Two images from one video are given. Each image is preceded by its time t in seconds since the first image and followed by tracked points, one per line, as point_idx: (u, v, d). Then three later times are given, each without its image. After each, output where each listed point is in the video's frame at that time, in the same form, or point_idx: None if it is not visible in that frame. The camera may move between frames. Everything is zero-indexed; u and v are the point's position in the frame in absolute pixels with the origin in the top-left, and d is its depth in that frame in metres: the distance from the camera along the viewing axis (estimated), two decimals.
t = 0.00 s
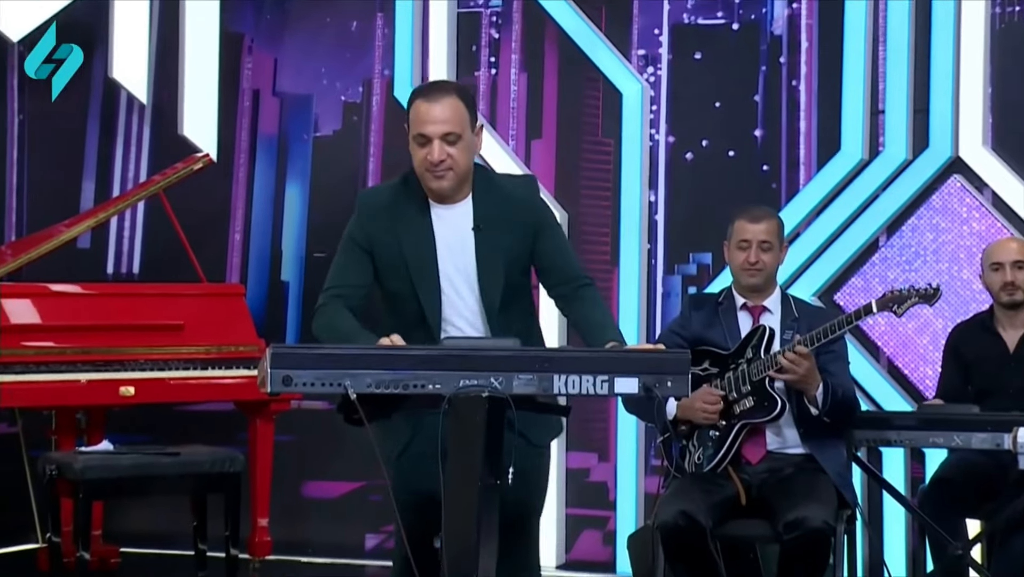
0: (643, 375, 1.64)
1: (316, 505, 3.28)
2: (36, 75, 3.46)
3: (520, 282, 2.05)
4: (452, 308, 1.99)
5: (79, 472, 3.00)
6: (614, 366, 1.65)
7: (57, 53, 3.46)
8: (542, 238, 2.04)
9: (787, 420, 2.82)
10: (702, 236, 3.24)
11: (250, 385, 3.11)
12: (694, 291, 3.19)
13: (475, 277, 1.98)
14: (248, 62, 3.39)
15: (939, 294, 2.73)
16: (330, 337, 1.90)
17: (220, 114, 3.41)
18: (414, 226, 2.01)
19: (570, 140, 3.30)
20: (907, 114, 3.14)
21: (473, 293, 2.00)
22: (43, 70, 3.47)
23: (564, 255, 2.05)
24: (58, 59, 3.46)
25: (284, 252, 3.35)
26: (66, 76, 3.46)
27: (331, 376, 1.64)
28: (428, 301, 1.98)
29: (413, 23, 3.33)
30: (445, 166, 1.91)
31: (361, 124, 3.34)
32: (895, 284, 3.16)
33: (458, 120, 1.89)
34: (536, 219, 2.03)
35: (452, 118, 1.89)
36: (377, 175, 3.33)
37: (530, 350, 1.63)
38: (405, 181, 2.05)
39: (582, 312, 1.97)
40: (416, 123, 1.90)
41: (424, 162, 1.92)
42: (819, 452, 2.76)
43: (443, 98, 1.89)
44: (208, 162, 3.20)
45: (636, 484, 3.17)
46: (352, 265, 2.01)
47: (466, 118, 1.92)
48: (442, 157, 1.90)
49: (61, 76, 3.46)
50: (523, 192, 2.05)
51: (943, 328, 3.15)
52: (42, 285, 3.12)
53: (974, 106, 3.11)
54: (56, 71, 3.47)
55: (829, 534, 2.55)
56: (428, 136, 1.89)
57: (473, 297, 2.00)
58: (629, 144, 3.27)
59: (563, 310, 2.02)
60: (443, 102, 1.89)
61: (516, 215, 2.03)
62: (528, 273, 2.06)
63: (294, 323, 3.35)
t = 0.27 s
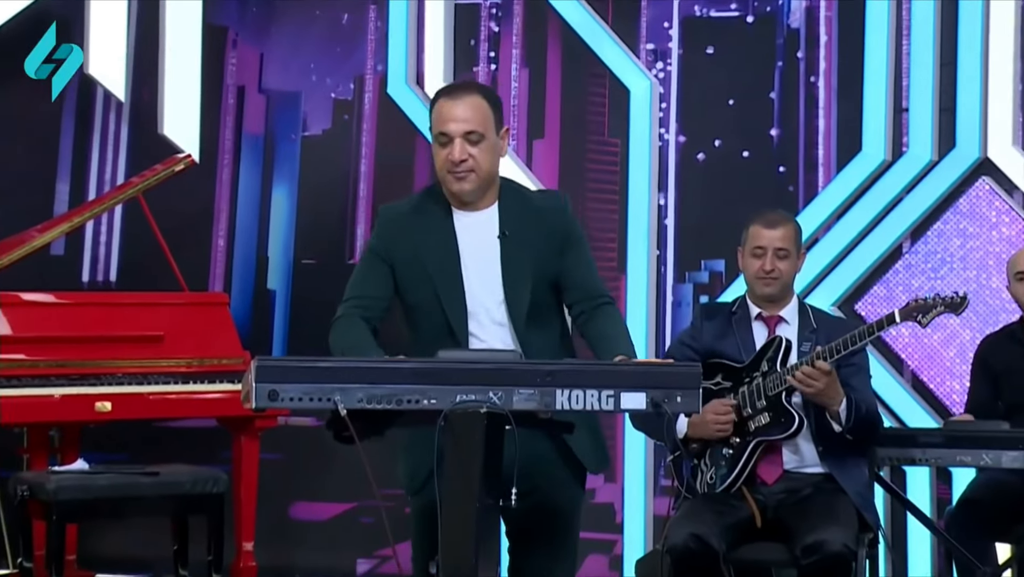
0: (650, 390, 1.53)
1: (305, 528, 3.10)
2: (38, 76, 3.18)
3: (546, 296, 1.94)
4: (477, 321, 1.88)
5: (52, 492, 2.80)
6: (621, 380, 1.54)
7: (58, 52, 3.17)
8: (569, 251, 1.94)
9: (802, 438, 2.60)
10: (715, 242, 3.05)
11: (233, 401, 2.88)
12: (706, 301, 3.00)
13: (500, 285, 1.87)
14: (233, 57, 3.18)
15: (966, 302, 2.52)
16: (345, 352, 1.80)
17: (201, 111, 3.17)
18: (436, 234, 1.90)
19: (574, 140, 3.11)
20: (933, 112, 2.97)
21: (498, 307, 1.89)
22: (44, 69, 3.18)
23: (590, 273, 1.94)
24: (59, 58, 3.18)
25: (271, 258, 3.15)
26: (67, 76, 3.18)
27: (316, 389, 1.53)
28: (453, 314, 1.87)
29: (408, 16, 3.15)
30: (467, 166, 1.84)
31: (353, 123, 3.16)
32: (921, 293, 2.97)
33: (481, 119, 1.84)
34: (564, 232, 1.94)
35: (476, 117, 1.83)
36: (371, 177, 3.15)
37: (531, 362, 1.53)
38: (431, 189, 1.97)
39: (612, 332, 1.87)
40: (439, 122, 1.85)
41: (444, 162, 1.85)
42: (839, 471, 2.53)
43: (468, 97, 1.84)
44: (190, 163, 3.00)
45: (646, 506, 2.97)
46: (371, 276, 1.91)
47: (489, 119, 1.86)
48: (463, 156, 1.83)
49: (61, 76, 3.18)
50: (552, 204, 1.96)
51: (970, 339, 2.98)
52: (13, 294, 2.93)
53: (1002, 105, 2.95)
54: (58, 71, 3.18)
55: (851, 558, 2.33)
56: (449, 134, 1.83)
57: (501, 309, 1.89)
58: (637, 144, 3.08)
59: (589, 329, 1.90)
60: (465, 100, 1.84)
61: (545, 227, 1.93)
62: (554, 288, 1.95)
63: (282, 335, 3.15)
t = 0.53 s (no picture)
0: (658, 402, 1.49)
1: (295, 548, 2.95)
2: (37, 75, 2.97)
3: (560, 301, 1.84)
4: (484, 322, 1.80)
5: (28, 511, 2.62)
6: (627, 393, 1.50)
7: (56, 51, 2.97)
8: (588, 255, 1.84)
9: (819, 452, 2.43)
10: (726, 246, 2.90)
11: (221, 414, 2.72)
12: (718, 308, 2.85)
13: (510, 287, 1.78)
14: (219, 51, 3.02)
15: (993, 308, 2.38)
16: (346, 350, 1.72)
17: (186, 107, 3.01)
18: (448, 232, 1.82)
19: (578, 138, 2.95)
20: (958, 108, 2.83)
21: (509, 310, 1.80)
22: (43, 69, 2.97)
23: (610, 281, 1.84)
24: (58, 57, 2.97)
25: (258, 263, 2.99)
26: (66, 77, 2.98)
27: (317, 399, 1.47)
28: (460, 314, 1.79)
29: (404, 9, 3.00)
30: (481, 167, 1.75)
31: (345, 121, 3.01)
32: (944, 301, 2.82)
33: (500, 119, 1.74)
34: (584, 233, 1.84)
35: (494, 116, 1.74)
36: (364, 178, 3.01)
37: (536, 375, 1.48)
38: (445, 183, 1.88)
39: (629, 343, 1.77)
40: (455, 120, 1.75)
41: (458, 161, 1.76)
42: (858, 486, 2.38)
43: (487, 94, 1.75)
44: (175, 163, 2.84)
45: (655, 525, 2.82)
46: (379, 269, 1.83)
47: (508, 118, 1.77)
48: (478, 156, 1.74)
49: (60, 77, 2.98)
50: (573, 204, 1.87)
51: (995, 348, 2.83)
52: None
53: None
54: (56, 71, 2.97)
55: None
56: (465, 132, 1.74)
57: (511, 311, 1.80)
58: (644, 143, 2.92)
59: (606, 340, 1.81)
60: (484, 97, 1.74)
61: (562, 229, 1.84)
62: (568, 293, 1.85)
63: (270, 344, 2.99)
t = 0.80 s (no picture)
0: (669, 418, 1.34)
1: (282, 572, 2.79)
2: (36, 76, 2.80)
3: (568, 322, 1.74)
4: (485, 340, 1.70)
5: None
6: (635, 408, 1.35)
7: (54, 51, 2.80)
8: (599, 275, 1.73)
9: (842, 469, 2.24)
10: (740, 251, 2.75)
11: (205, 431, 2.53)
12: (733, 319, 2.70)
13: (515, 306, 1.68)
14: (202, 46, 2.84)
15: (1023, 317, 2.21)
16: (342, 361, 1.59)
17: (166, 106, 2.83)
18: (452, 246, 1.73)
19: (584, 137, 2.78)
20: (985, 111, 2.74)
21: (511, 330, 1.70)
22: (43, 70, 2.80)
23: (623, 303, 1.73)
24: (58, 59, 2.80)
25: (245, 270, 2.82)
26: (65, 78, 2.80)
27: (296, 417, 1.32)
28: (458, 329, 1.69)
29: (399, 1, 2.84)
30: (490, 183, 1.66)
31: (337, 119, 2.84)
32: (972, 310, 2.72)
33: (512, 134, 1.65)
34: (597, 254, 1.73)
35: (505, 130, 1.65)
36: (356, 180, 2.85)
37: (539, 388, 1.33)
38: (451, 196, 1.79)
39: (639, 363, 1.64)
40: (464, 132, 1.66)
41: (465, 175, 1.66)
42: (882, 507, 2.18)
43: (499, 106, 1.65)
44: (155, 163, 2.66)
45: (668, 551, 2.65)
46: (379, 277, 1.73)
47: (519, 133, 1.68)
48: (486, 172, 1.65)
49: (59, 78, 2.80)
50: (588, 221, 1.76)
51: None
52: None
53: None
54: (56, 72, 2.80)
55: None
56: (473, 146, 1.65)
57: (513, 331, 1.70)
58: (654, 143, 2.76)
59: (613, 363, 1.69)
60: (495, 109, 1.65)
61: (572, 246, 1.73)
62: (577, 315, 1.75)
63: (256, 357, 2.82)
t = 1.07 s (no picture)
0: (686, 435, 1.23)
1: None
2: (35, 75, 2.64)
3: (577, 345, 1.57)
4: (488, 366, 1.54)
5: None
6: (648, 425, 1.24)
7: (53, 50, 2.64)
8: (610, 296, 1.57)
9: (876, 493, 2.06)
10: (760, 258, 2.60)
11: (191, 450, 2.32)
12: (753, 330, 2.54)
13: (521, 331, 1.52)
14: (189, 41, 2.68)
15: None
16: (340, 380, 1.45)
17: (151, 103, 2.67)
18: (452, 263, 1.56)
19: (594, 137, 2.62)
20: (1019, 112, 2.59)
21: (515, 353, 1.54)
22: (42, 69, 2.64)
23: (637, 324, 1.57)
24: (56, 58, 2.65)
25: (234, 278, 2.66)
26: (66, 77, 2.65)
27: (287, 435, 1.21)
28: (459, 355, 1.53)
29: None
30: (494, 199, 1.50)
31: (332, 119, 2.69)
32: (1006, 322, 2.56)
33: (518, 144, 1.50)
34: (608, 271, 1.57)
35: (511, 142, 1.49)
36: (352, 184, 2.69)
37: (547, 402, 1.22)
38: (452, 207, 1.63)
39: (653, 386, 1.49)
40: (465, 143, 1.51)
41: (467, 190, 1.51)
42: (912, 531, 2.01)
43: (505, 115, 1.50)
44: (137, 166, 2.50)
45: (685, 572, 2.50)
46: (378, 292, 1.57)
47: (525, 143, 1.52)
48: (491, 186, 1.49)
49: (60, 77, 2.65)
50: (598, 234, 1.59)
51: None
52: None
53: None
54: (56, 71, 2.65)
55: None
56: (477, 158, 1.49)
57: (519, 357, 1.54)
58: (668, 144, 2.60)
59: (625, 386, 1.53)
60: (500, 117, 1.50)
61: (582, 262, 1.57)
62: (588, 337, 1.59)
63: (245, 370, 2.66)
